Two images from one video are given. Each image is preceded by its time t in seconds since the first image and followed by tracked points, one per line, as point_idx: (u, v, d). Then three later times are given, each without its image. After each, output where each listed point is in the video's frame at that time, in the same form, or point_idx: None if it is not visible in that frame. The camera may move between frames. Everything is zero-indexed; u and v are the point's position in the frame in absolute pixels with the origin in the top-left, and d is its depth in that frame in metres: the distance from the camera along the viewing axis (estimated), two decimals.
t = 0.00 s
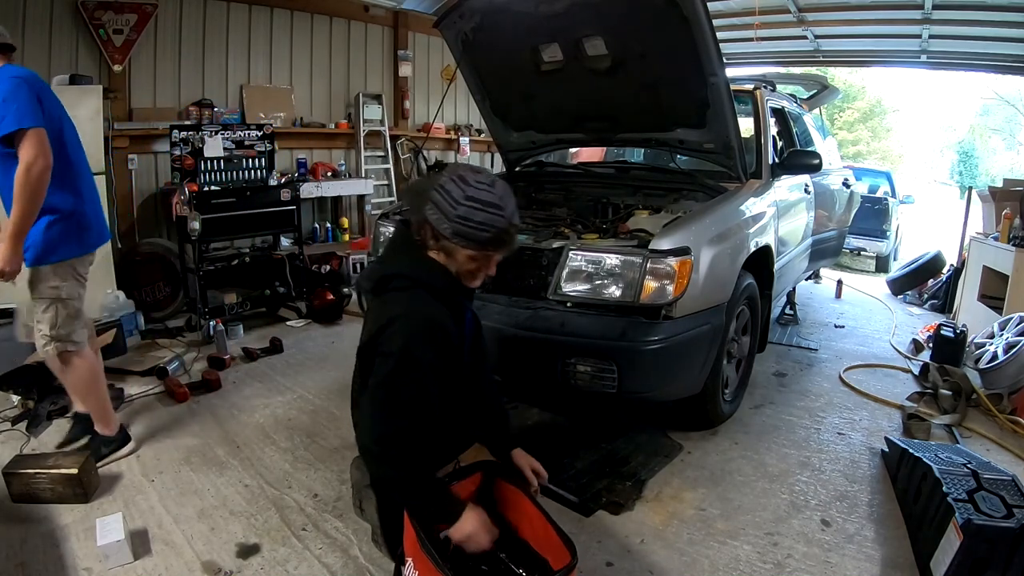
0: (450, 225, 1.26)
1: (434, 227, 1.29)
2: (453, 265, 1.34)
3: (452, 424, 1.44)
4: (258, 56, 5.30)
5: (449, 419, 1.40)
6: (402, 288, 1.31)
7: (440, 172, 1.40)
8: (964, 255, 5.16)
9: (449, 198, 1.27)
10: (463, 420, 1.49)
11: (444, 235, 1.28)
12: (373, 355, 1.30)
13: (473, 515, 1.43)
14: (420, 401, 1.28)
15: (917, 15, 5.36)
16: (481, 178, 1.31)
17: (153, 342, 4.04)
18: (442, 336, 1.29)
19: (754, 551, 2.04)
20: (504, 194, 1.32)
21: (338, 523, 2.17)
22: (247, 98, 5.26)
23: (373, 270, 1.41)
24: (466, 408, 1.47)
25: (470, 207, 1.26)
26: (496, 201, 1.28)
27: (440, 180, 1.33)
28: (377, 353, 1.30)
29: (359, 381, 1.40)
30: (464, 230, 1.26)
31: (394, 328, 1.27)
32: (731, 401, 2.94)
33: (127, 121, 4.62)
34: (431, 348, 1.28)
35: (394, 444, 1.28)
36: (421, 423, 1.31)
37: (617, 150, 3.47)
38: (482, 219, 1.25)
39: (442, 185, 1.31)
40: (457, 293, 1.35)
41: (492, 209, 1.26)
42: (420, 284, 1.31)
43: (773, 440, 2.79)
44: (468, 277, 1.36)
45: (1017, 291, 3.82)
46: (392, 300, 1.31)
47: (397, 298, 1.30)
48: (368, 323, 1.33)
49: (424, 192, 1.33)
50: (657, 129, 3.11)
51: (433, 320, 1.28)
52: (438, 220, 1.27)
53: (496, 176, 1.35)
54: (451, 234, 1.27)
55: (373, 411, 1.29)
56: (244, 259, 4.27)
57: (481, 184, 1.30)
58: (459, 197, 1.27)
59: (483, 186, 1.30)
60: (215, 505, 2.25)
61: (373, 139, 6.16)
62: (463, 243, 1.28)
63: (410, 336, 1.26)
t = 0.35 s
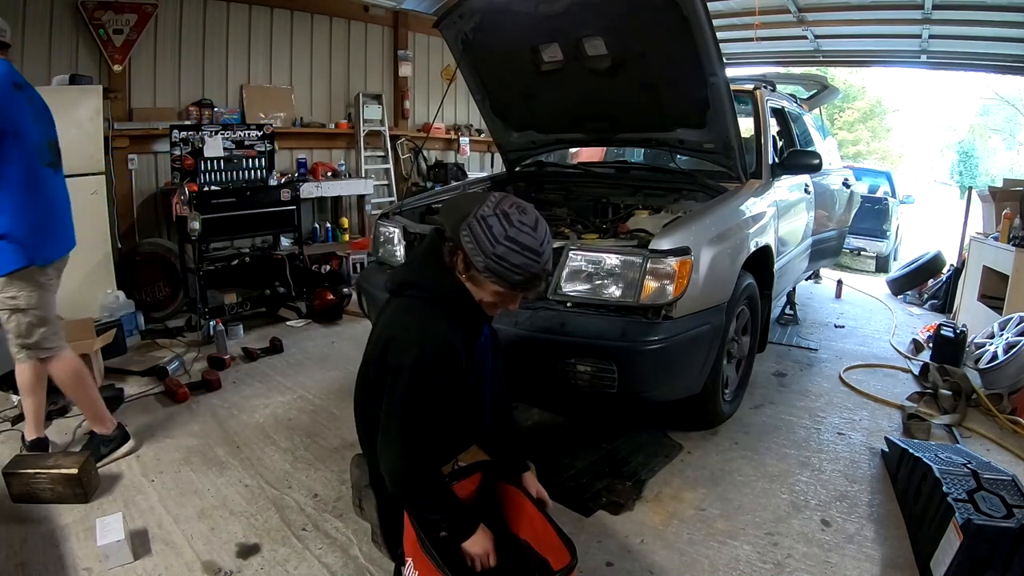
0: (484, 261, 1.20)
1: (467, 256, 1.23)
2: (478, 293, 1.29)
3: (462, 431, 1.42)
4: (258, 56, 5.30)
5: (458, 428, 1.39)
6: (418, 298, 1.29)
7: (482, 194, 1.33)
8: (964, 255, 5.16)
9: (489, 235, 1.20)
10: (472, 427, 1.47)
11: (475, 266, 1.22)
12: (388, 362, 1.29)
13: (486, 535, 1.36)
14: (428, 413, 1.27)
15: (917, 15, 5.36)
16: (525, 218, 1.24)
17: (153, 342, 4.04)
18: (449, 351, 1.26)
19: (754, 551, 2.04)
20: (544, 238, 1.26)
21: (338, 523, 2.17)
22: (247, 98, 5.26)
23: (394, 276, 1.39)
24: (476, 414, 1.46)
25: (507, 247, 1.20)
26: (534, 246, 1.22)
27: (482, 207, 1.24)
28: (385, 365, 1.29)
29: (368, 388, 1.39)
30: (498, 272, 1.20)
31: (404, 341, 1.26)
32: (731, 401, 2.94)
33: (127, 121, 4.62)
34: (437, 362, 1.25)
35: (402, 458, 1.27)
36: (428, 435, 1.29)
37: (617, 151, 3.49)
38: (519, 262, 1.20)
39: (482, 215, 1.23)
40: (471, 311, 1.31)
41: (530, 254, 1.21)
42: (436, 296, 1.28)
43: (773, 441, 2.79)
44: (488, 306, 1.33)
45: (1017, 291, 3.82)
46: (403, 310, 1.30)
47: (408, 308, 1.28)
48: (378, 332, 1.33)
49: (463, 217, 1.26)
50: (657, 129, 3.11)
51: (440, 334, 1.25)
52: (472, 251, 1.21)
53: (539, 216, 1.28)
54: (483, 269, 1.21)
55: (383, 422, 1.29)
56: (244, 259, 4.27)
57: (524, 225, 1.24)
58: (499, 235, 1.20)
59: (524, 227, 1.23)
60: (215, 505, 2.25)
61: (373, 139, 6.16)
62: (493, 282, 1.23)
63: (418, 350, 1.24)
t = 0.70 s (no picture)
0: (481, 263, 1.19)
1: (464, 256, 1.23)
2: (477, 293, 1.29)
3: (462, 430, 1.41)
4: (258, 56, 5.30)
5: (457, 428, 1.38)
6: (414, 298, 1.30)
7: (484, 195, 1.32)
8: (964, 255, 5.16)
9: (485, 237, 1.19)
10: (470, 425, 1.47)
11: (472, 267, 1.22)
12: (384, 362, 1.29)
13: (496, 506, 1.45)
14: (426, 414, 1.26)
15: (917, 15, 5.36)
16: (524, 221, 1.23)
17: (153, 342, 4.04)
18: (444, 351, 1.26)
19: (754, 551, 2.04)
20: (543, 241, 1.25)
21: (338, 523, 2.17)
22: (247, 99, 5.26)
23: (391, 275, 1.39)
24: (473, 411, 1.45)
25: (505, 250, 1.19)
26: (532, 250, 1.21)
27: (482, 207, 1.24)
28: (382, 365, 1.30)
29: (366, 388, 1.39)
30: (494, 275, 1.20)
31: (399, 341, 1.26)
32: (731, 401, 2.94)
33: (127, 121, 4.63)
34: (432, 363, 1.25)
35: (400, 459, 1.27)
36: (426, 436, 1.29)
37: (617, 151, 3.49)
38: (516, 265, 1.19)
39: (481, 216, 1.22)
40: (467, 314, 1.32)
41: (527, 257, 1.20)
42: (431, 296, 1.29)
43: (773, 441, 2.79)
44: (485, 307, 1.34)
45: (1017, 291, 3.82)
46: (400, 310, 1.30)
47: (403, 309, 1.29)
48: (376, 332, 1.33)
49: (463, 216, 1.25)
50: (657, 129, 3.11)
51: (436, 335, 1.25)
52: (470, 252, 1.21)
53: (539, 220, 1.27)
54: (479, 271, 1.21)
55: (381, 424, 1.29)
56: (244, 259, 4.27)
57: (523, 229, 1.22)
58: (497, 236, 1.20)
59: (524, 231, 1.22)
60: (215, 505, 2.25)
61: (373, 139, 6.16)
62: (489, 284, 1.23)
63: (413, 350, 1.24)
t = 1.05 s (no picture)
0: (475, 263, 1.19)
1: (459, 257, 1.22)
2: (471, 296, 1.28)
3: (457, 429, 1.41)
4: (258, 56, 5.30)
5: (451, 427, 1.37)
6: (407, 299, 1.29)
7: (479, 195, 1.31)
8: (964, 255, 5.16)
9: (480, 238, 1.19)
10: (466, 423, 1.46)
11: (467, 268, 1.21)
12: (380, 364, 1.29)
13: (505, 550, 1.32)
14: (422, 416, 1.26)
15: (917, 15, 5.36)
16: (520, 221, 1.23)
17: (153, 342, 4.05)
18: (436, 353, 1.26)
19: (754, 551, 2.04)
20: (538, 242, 1.24)
21: (338, 523, 2.17)
22: (247, 99, 5.26)
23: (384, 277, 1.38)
24: (468, 409, 1.44)
25: (500, 250, 1.18)
26: (527, 250, 1.21)
27: (477, 209, 1.23)
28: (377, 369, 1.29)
29: (363, 393, 1.39)
30: (489, 276, 1.19)
31: (393, 343, 1.26)
32: (731, 401, 2.94)
33: (127, 121, 4.63)
34: (425, 364, 1.24)
35: (396, 461, 1.26)
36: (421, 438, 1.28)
37: (617, 151, 3.49)
38: (511, 266, 1.19)
39: (476, 217, 1.21)
40: (459, 315, 1.31)
41: (522, 258, 1.19)
42: (422, 297, 1.28)
43: (773, 441, 2.79)
44: (479, 308, 1.32)
45: (1017, 291, 3.82)
46: (392, 311, 1.30)
47: (397, 309, 1.29)
48: (371, 334, 1.33)
49: (458, 217, 1.25)
50: (657, 129, 3.11)
51: (427, 335, 1.25)
52: (464, 252, 1.20)
53: (534, 220, 1.27)
54: (474, 272, 1.20)
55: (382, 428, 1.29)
56: (244, 259, 4.28)
57: (518, 229, 1.22)
58: (492, 237, 1.19)
59: (519, 231, 1.22)
60: (215, 505, 2.26)
61: (373, 139, 6.16)
62: (483, 285, 1.22)
63: (406, 350, 1.23)
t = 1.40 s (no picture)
0: (478, 266, 1.18)
1: (461, 258, 1.21)
2: (471, 295, 1.29)
3: (457, 427, 1.41)
4: (258, 56, 5.30)
5: (452, 426, 1.37)
6: (406, 302, 1.29)
7: (479, 195, 1.30)
8: (964, 255, 5.16)
9: (482, 240, 1.18)
10: (464, 424, 1.47)
11: (469, 270, 1.20)
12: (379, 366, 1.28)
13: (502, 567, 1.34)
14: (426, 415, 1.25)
15: (917, 15, 5.36)
16: (522, 222, 1.22)
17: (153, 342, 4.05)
18: (439, 352, 1.26)
19: (754, 551, 2.04)
20: (539, 244, 1.24)
21: (338, 523, 2.17)
22: (247, 99, 5.26)
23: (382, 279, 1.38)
24: (466, 406, 1.45)
25: (502, 253, 1.18)
26: (529, 253, 1.21)
27: (479, 210, 1.22)
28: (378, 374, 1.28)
29: (362, 396, 1.37)
30: (491, 278, 1.19)
31: (394, 344, 1.25)
32: (730, 401, 2.94)
33: (127, 121, 4.63)
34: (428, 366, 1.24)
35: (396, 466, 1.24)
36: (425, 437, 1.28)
37: (617, 151, 3.49)
38: (513, 268, 1.18)
39: (478, 218, 1.20)
40: (458, 315, 1.31)
41: (523, 259, 1.19)
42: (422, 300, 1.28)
43: (773, 440, 2.79)
44: (477, 310, 1.33)
45: (1016, 291, 3.82)
46: (391, 313, 1.30)
47: (397, 311, 1.28)
48: (371, 337, 1.32)
49: (459, 219, 1.24)
50: (657, 129, 3.11)
51: (428, 335, 1.25)
52: (466, 255, 1.19)
53: (535, 222, 1.26)
54: (476, 273, 1.19)
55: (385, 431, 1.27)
56: (244, 259, 4.28)
57: (520, 231, 1.21)
58: (495, 239, 1.18)
59: (521, 234, 1.21)
60: (215, 505, 2.26)
61: (373, 139, 6.16)
62: (484, 286, 1.22)
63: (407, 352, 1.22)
